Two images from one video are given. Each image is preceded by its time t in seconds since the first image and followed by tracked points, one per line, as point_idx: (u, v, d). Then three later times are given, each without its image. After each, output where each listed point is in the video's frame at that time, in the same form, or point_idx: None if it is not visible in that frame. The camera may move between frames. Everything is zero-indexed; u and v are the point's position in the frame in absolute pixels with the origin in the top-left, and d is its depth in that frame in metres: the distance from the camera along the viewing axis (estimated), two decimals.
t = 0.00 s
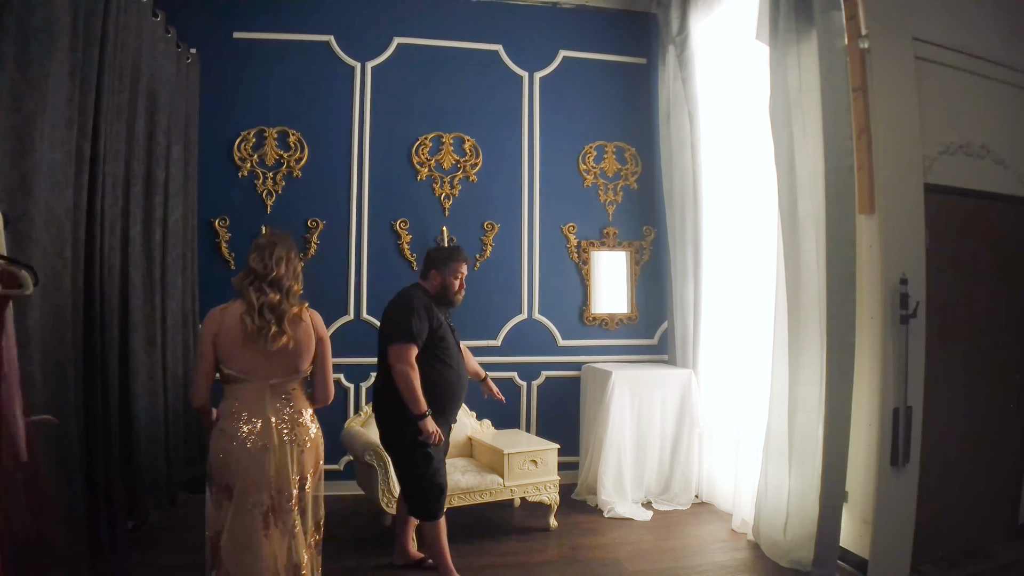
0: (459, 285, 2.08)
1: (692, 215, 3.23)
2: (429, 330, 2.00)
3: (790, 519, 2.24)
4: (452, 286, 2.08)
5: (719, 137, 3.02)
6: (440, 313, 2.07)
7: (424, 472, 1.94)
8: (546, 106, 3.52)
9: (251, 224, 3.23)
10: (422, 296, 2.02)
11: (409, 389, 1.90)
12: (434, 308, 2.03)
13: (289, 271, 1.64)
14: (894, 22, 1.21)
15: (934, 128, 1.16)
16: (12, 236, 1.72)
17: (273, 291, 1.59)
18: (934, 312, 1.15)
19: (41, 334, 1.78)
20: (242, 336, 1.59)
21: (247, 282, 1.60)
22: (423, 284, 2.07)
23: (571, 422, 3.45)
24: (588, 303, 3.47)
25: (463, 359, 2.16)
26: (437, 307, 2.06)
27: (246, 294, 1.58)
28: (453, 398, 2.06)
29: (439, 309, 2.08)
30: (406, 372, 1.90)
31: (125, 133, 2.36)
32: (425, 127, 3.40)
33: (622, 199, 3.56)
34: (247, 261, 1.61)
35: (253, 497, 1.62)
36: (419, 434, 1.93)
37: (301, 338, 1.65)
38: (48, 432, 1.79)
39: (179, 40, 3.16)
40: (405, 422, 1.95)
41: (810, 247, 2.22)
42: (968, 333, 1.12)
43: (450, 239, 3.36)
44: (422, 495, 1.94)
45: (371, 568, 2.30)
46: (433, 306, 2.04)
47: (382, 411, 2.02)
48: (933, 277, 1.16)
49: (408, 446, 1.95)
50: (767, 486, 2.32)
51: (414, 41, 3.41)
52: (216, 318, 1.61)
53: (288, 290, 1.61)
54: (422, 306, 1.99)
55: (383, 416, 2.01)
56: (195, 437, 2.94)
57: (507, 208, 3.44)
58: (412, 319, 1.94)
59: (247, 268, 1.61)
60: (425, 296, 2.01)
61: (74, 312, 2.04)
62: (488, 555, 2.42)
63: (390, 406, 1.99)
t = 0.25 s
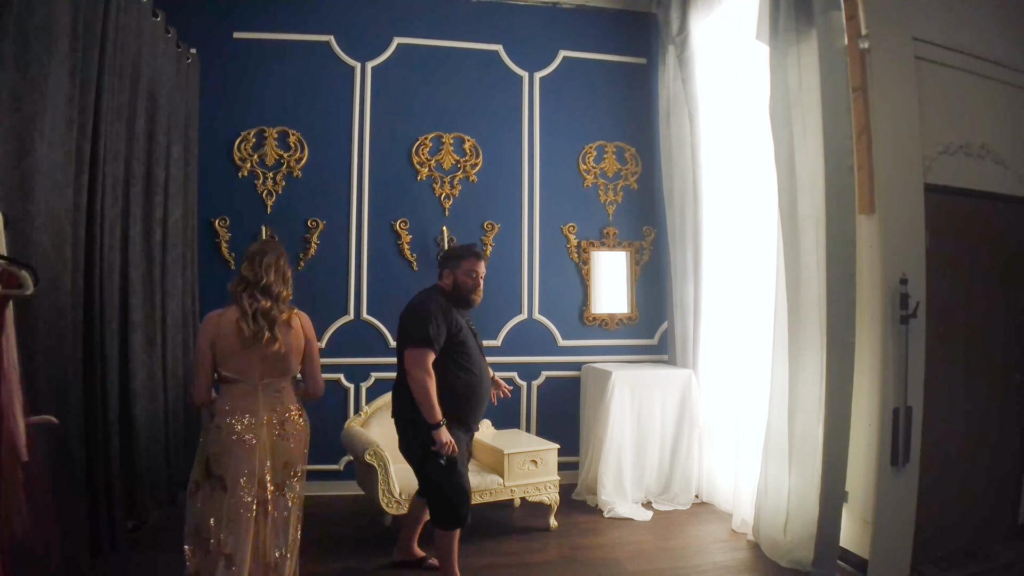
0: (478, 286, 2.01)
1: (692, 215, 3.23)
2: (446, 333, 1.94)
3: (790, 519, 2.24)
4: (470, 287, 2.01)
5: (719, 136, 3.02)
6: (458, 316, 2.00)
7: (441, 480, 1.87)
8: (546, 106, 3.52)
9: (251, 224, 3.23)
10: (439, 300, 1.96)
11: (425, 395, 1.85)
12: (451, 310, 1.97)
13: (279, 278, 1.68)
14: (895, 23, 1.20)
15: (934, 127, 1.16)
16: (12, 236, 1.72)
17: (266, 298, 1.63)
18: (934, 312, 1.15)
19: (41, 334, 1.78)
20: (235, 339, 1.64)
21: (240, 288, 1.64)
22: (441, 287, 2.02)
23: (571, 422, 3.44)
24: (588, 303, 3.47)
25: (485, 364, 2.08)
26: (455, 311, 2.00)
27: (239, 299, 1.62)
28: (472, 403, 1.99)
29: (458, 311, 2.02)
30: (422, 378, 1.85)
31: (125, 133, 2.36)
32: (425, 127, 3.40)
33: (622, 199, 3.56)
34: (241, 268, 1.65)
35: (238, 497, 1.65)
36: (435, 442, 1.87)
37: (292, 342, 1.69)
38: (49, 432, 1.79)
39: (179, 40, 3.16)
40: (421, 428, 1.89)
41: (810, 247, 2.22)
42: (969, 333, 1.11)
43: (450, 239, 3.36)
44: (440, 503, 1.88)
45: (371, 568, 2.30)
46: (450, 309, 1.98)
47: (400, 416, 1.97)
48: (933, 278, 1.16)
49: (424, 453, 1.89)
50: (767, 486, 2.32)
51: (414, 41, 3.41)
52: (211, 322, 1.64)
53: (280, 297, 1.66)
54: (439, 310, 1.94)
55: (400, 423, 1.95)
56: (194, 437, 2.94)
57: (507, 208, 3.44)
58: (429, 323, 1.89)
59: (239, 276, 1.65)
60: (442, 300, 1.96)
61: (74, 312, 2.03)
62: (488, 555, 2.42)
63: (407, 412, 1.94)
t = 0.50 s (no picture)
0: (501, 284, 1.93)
1: (692, 215, 3.23)
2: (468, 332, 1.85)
3: (790, 519, 2.24)
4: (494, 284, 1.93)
5: (719, 136, 3.02)
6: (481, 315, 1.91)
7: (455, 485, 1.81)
8: (546, 106, 3.52)
9: (251, 224, 3.23)
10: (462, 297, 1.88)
11: (442, 395, 1.76)
12: (473, 308, 1.87)
13: (272, 273, 1.72)
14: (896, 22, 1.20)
15: (933, 126, 1.14)
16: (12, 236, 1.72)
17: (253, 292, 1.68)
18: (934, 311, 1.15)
19: (41, 334, 1.78)
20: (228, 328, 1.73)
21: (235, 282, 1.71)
22: (465, 283, 1.93)
23: (571, 422, 3.44)
24: (588, 303, 3.47)
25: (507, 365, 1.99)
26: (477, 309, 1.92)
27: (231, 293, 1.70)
28: (494, 406, 1.89)
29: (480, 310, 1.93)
30: (441, 378, 1.76)
31: (125, 133, 2.36)
32: (425, 127, 3.40)
33: (622, 199, 3.56)
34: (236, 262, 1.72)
35: (229, 486, 1.75)
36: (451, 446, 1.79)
37: (278, 335, 1.74)
38: (48, 432, 1.78)
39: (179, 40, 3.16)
40: (436, 430, 1.81)
41: (810, 247, 2.22)
42: (968, 334, 1.11)
43: (450, 239, 3.36)
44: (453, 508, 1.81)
45: (371, 568, 2.30)
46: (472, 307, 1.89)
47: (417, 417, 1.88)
48: (933, 278, 1.15)
49: (439, 456, 1.81)
50: (767, 486, 2.32)
51: (414, 41, 3.41)
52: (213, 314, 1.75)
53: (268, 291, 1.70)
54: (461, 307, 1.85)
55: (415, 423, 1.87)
56: (194, 437, 2.94)
57: (507, 208, 3.44)
58: (451, 320, 1.80)
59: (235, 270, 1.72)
60: (464, 296, 1.87)
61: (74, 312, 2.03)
62: (488, 555, 2.42)
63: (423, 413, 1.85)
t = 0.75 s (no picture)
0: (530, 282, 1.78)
1: (692, 215, 3.23)
2: (489, 335, 1.69)
3: (790, 519, 2.24)
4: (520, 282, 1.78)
5: (719, 136, 3.02)
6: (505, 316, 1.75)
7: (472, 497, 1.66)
8: (546, 106, 3.52)
9: (251, 224, 3.23)
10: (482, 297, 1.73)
11: (460, 403, 1.62)
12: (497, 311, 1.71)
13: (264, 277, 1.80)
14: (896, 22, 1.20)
15: (933, 127, 1.14)
16: (13, 236, 1.72)
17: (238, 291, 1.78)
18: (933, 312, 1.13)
19: (43, 334, 1.78)
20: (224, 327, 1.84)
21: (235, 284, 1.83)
22: (487, 282, 1.80)
23: (571, 422, 3.45)
24: (588, 303, 3.47)
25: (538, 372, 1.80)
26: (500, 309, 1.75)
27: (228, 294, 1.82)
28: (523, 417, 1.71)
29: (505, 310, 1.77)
30: (461, 385, 1.62)
31: (125, 133, 2.36)
32: (425, 127, 3.40)
33: (622, 199, 3.56)
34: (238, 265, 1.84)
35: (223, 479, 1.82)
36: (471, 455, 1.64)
37: (252, 335, 1.78)
38: (49, 432, 1.78)
39: (179, 40, 3.16)
40: (459, 439, 1.66)
41: (810, 247, 2.22)
42: (968, 335, 1.10)
43: (450, 239, 3.36)
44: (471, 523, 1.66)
45: (372, 568, 2.31)
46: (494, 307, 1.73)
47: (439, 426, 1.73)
48: (934, 278, 1.13)
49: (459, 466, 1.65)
50: (767, 486, 2.32)
51: (414, 41, 3.41)
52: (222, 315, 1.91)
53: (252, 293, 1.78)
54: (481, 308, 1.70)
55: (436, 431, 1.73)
56: (194, 437, 2.94)
57: (507, 208, 3.44)
58: (469, 321, 1.66)
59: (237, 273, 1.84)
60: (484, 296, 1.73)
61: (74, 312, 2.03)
62: (488, 556, 2.42)
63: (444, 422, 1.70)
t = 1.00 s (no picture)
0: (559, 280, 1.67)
1: (692, 215, 3.23)
2: (509, 334, 1.62)
3: (790, 519, 2.24)
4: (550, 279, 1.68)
5: (719, 136, 3.02)
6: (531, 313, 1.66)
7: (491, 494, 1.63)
8: (546, 106, 3.52)
9: (251, 224, 3.23)
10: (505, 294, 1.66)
11: (472, 402, 1.56)
12: (517, 310, 1.64)
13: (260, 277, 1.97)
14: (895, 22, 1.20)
15: (933, 126, 1.13)
16: (13, 236, 1.72)
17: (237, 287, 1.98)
18: (934, 310, 1.15)
19: (43, 334, 1.78)
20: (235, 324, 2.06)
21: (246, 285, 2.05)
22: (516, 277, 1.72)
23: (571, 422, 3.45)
24: (588, 303, 3.47)
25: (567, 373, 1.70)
26: (524, 307, 1.66)
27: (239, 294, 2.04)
28: (546, 417, 1.64)
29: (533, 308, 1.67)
30: (472, 383, 1.58)
31: (125, 133, 2.36)
32: (425, 127, 3.40)
33: (622, 199, 3.56)
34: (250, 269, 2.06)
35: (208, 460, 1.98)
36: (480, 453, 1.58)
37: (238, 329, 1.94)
38: (49, 432, 1.78)
39: (179, 40, 3.16)
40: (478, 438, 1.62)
41: (810, 247, 2.22)
42: (965, 334, 1.10)
43: (450, 239, 3.36)
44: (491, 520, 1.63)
45: (372, 568, 2.31)
46: (517, 305, 1.65)
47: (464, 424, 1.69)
48: (934, 275, 1.14)
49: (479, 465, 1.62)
50: (767, 487, 2.32)
51: (414, 41, 3.41)
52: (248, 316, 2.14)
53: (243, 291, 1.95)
54: (498, 306, 1.64)
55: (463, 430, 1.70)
56: (194, 437, 2.94)
57: (507, 208, 3.44)
58: (484, 320, 1.61)
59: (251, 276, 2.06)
60: (508, 292, 1.66)
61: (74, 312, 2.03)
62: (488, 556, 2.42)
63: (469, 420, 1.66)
